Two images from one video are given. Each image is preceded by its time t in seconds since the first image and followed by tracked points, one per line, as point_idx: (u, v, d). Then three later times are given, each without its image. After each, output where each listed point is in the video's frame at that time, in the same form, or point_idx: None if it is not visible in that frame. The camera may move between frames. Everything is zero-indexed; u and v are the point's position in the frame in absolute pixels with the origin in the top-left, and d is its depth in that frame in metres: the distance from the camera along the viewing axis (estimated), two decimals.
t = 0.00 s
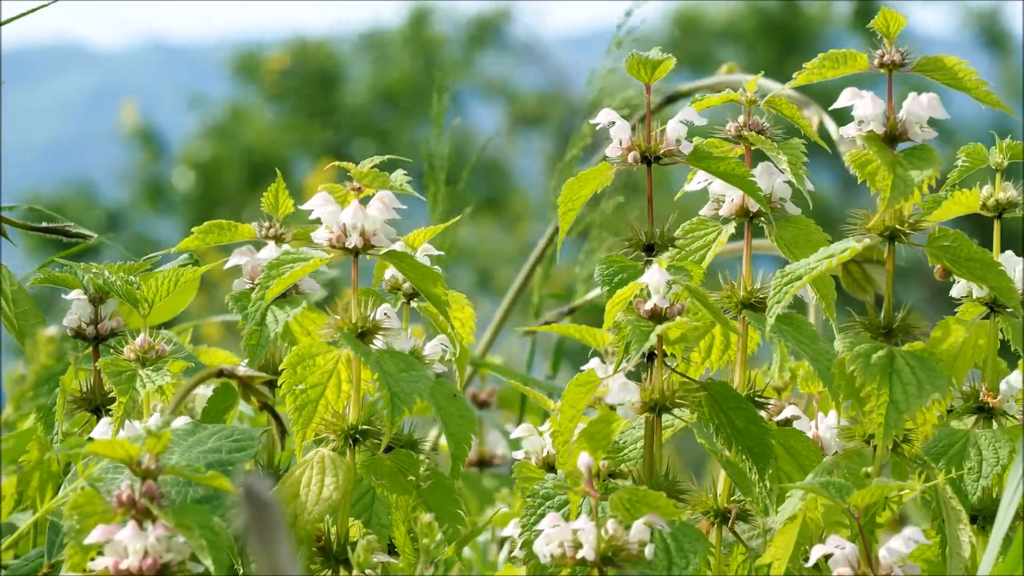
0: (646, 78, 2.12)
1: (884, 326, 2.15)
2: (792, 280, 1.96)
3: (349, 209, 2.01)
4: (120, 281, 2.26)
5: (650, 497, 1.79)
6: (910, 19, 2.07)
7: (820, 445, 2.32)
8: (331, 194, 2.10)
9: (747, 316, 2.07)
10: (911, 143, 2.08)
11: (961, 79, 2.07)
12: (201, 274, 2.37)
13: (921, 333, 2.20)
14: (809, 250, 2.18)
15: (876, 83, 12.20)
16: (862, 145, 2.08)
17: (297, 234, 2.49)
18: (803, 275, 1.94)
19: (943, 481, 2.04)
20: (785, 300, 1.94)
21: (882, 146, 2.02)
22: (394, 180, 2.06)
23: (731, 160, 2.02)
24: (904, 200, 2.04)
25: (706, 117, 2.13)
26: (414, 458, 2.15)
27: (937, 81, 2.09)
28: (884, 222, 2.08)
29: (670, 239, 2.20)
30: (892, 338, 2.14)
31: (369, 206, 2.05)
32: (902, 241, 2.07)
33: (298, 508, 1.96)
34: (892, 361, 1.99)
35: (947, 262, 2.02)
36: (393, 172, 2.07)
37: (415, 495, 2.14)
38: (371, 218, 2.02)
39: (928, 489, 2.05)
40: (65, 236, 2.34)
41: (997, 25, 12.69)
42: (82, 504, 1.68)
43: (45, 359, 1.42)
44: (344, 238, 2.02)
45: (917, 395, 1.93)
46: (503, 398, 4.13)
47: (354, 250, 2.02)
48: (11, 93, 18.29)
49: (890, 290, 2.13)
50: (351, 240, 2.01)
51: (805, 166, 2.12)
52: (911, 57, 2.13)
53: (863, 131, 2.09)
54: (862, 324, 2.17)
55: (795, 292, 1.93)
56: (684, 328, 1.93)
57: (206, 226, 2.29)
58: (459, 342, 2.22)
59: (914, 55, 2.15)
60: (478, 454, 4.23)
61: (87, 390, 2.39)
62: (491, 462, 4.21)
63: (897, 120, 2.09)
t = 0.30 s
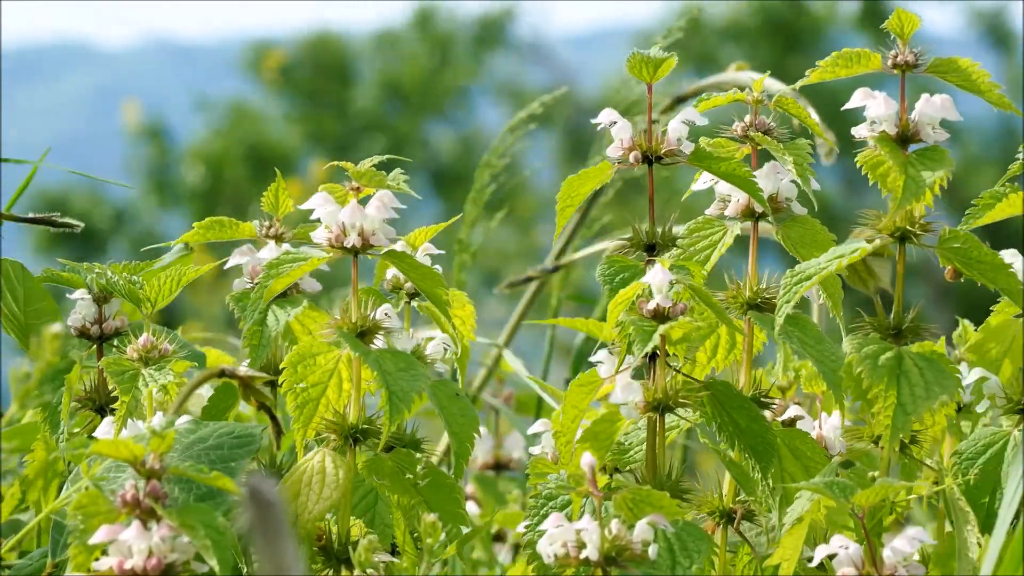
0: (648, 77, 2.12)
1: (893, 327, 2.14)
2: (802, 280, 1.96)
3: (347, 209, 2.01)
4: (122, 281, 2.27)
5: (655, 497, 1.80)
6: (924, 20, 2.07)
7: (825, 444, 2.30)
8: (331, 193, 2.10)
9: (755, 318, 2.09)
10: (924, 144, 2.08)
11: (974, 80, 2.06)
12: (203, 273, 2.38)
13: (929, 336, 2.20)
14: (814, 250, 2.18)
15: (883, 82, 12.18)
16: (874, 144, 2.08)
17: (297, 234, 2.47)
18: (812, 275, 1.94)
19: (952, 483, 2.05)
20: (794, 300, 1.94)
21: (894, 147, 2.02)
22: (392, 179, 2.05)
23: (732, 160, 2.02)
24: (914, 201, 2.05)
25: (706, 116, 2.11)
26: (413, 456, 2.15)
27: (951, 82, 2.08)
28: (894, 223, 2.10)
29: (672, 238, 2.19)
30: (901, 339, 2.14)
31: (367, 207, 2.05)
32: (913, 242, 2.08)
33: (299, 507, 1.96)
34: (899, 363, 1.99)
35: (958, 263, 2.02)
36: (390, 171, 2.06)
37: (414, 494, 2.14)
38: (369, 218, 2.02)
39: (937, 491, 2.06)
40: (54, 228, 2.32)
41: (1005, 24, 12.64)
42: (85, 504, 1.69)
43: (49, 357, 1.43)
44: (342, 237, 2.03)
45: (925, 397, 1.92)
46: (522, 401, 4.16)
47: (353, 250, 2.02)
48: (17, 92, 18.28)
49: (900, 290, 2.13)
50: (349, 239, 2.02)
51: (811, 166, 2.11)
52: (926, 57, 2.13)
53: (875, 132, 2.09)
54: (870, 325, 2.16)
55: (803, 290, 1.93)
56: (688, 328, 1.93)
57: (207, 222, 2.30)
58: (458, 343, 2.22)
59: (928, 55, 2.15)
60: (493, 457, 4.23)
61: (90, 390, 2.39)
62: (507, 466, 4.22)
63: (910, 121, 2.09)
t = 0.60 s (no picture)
0: (639, 79, 2.13)
1: (893, 326, 2.15)
2: (800, 280, 1.96)
3: (345, 209, 2.01)
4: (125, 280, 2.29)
5: (658, 497, 1.80)
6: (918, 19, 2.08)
7: (827, 445, 2.33)
8: (327, 194, 2.10)
9: (748, 315, 2.06)
10: (919, 143, 2.08)
11: (970, 79, 2.07)
12: (206, 273, 2.40)
13: (930, 333, 2.20)
14: (804, 248, 2.19)
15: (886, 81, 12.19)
16: (872, 144, 2.09)
17: (300, 235, 2.47)
18: (810, 275, 1.95)
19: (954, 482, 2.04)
20: (791, 299, 1.94)
21: (889, 146, 2.03)
22: (388, 178, 2.05)
23: (724, 159, 2.03)
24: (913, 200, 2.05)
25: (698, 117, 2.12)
26: (412, 455, 2.18)
27: (946, 81, 2.09)
28: (893, 222, 2.09)
29: (668, 239, 2.18)
30: (901, 337, 2.15)
31: (365, 207, 2.05)
32: (912, 241, 2.08)
33: (301, 507, 1.96)
34: (899, 360, 1.99)
35: (956, 261, 2.03)
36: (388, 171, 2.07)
37: (413, 492, 2.17)
38: (366, 217, 2.02)
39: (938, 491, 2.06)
40: (53, 227, 2.31)
41: (1010, 24, 12.65)
42: (92, 504, 1.69)
43: (55, 358, 1.43)
44: (340, 238, 2.03)
45: (925, 393, 1.93)
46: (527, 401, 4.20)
47: (350, 249, 2.02)
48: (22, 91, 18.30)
49: (900, 290, 2.14)
50: (347, 239, 2.02)
51: (798, 164, 2.12)
52: (919, 57, 2.14)
53: (872, 131, 2.09)
54: (871, 324, 2.17)
55: (801, 291, 1.93)
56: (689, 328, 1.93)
57: (211, 223, 2.30)
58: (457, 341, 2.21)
59: (922, 55, 2.16)
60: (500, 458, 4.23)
61: (95, 390, 2.40)
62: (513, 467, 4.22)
63: (906, 120, 2.09)
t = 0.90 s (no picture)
0: (638, 79, 2.13)
1: (893, 325, 2.15)
2: (800, 282, 1.96)
3: (351, 209, 2.01)
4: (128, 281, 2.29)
5: (661, 498, 1.79)
6: (915, 19, 2.08)
7: (830, 446, 2.31)
8: (334, 195, 2.10)
9: (749, 315, 2.06)
10: (918, 143, 2.07)
11: (967, 79, 2.06)
12: (210, 274, 2.40)
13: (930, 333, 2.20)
14: (805, 248, 2.18)
15: (891, 82, 12.19)
16: (870, 145, 2.09)
17: (304, 236, 2.46)
18: (810, 276, 1.94)
19: (955, 482, 2.04)
20: (792, 299, 1.94)
21: (887, 146, 2.02)
22: (396, 179, 2.06)
23: (722, 159, 2.03)
24: (911, 200, 2.05)
25: (696, 117, 2.12)
26: (419, 456, 2.17)
27: (942, 81, 2.08)
28: (891, 221, 2.09)
29: (667, 240, 2.19)
30: (902, 337, 2.15)
31: (372, 207, 2.05)
32: (910, 241, 2.07)
33: (305, 507, 1.95)
34: (900, 360, 1.99)
35: (955, 261, 2.02)
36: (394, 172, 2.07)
37: (420, 493, 2.15)
38: (373, 218, 2.02)
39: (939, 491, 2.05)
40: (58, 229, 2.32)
41: (1013, 23, 12.64)
42: (94, 505, 1.69)
43: (60, 359, 1.42)
44: (347, 238, 2.03)
45: (926, 393, 1.93)
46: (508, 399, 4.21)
47: (357, 250, 2.02)
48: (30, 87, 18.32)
49: (900, 290, 2.13)
50: (353, 240, 2.01)
51: (794, 163, 2.11)
52: (916, 58, 2.14)
53: (869, 132, 2.09)
54: (870, 325, 2.17)
55: (801, 292, 1.93)
56: (693, 328, 1.93)
57: (214, 224, 2.31)
58: (461, 343, 2.21)
59: (921, 56, 2.16)
60: (485, 455, 4.23)
61: (98, 391, 2.41)
62: (498, 463, 4.21)
63: (904, 120, 2.08)
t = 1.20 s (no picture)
0: (643, 80, 2.12)
1: (898, 326, 2.15)
2: (805, 282, 1.96)
3: (361, 210, 2.01)
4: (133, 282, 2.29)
5: (665, 499, 1.79)
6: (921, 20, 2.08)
7: (834, 447, 2.31)
8: (342, 195, 2.10)
9: (754, 317, 2.07)
10: (923, 144, 2.08)
11: (973, 80, 2.05)
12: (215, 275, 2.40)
13: (934, 335, 2.20)
14: (810, 250, 2.19)
15: (896, 82, 12.20)
16: (876, 146, 2.09)
17: (308, 237, 2.47)
18: (815, 276, 1.94)
19: (958, 484, 2.04)
20: (796, 300, 1.94)
21: (893, 147, 2.03)
22: (405, 180, 2.06)
23: (729, 160, 2.03)
24: (917, 201, 2.04)
25: (702, 118, 2.12)
26: (426, 458, 2.16)
27: (949, 83, 2.08)
28: (897, 222, 2.08)
29: (672, 241, 2.18)
30: (906, 338, 2.14)
31: (382, 208, 2.04)
32: (915, 242, 2.07)
33: (311, 509, 1.96)
34: (904, 361, 1.99)
35: (961, 262, 2.02)
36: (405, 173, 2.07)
37: (428, 494, 2.17)
38: (383, 219, 2.02)
39: (942, 492, 2.05)
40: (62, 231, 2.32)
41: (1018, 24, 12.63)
42: (98, 505, 1.69)
43: (63, 360, 1.42)
44: (356, 239, 2.03)
45: (930, 393, 1.93)
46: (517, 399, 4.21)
47: (366, 250, 2.02)
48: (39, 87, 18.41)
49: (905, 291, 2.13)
50: (363, 241, 2.02)
51: (802, 164, 2.11)
52: (923, 59, 2.13)
53: (875, 132, 2.08)
54: (875, 326, 2.17)
55: (805, 292, 1.93)
56: (698, 329, 1.93)
57: (218, 225, 2.31)
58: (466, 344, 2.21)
59: (927, 57, 2.16)
60: (493, 456, 4.23)
61: (102, 391, 2.41)
62: (505, 464, 4.21)
63: (910, 122, 2.08)
